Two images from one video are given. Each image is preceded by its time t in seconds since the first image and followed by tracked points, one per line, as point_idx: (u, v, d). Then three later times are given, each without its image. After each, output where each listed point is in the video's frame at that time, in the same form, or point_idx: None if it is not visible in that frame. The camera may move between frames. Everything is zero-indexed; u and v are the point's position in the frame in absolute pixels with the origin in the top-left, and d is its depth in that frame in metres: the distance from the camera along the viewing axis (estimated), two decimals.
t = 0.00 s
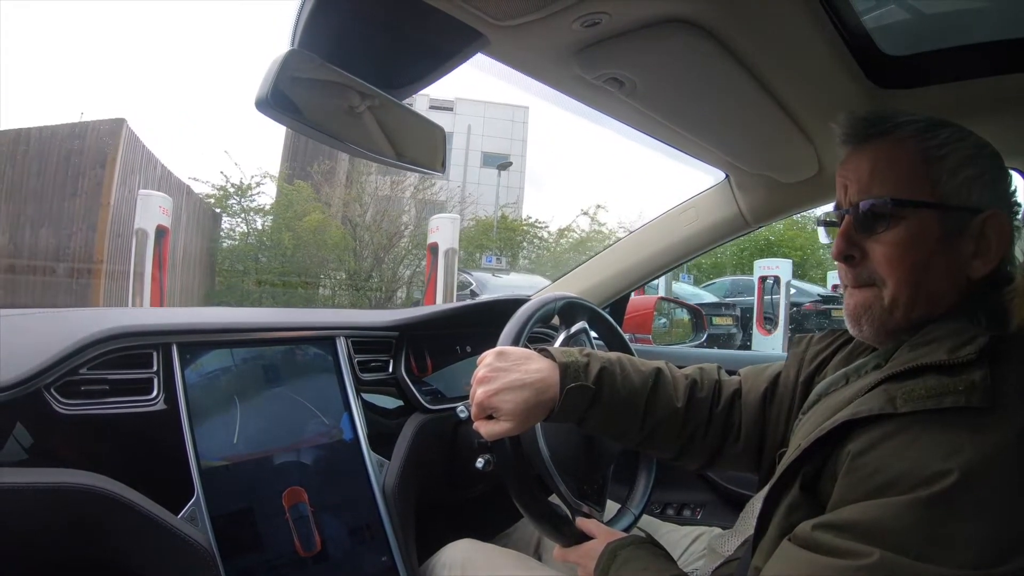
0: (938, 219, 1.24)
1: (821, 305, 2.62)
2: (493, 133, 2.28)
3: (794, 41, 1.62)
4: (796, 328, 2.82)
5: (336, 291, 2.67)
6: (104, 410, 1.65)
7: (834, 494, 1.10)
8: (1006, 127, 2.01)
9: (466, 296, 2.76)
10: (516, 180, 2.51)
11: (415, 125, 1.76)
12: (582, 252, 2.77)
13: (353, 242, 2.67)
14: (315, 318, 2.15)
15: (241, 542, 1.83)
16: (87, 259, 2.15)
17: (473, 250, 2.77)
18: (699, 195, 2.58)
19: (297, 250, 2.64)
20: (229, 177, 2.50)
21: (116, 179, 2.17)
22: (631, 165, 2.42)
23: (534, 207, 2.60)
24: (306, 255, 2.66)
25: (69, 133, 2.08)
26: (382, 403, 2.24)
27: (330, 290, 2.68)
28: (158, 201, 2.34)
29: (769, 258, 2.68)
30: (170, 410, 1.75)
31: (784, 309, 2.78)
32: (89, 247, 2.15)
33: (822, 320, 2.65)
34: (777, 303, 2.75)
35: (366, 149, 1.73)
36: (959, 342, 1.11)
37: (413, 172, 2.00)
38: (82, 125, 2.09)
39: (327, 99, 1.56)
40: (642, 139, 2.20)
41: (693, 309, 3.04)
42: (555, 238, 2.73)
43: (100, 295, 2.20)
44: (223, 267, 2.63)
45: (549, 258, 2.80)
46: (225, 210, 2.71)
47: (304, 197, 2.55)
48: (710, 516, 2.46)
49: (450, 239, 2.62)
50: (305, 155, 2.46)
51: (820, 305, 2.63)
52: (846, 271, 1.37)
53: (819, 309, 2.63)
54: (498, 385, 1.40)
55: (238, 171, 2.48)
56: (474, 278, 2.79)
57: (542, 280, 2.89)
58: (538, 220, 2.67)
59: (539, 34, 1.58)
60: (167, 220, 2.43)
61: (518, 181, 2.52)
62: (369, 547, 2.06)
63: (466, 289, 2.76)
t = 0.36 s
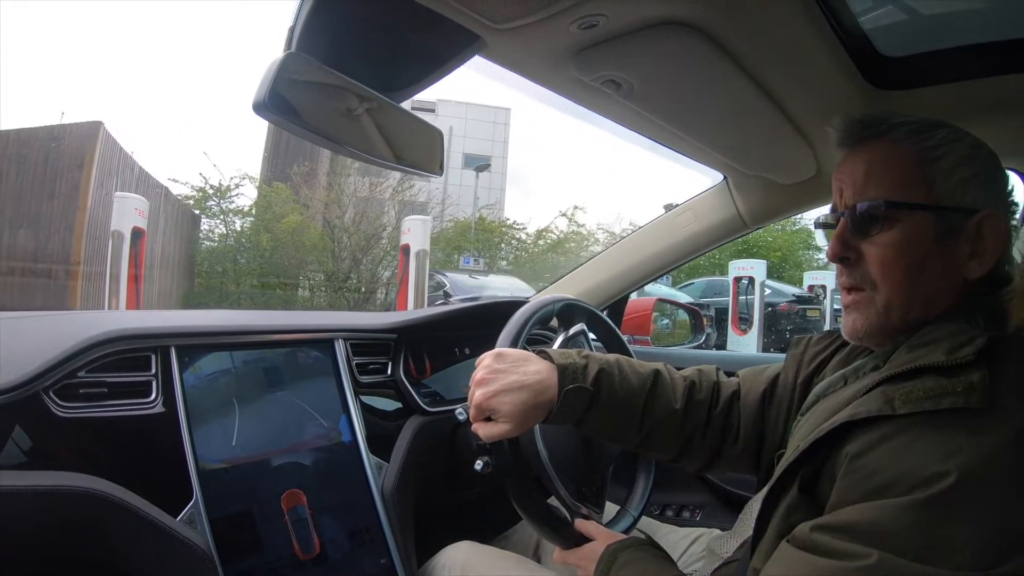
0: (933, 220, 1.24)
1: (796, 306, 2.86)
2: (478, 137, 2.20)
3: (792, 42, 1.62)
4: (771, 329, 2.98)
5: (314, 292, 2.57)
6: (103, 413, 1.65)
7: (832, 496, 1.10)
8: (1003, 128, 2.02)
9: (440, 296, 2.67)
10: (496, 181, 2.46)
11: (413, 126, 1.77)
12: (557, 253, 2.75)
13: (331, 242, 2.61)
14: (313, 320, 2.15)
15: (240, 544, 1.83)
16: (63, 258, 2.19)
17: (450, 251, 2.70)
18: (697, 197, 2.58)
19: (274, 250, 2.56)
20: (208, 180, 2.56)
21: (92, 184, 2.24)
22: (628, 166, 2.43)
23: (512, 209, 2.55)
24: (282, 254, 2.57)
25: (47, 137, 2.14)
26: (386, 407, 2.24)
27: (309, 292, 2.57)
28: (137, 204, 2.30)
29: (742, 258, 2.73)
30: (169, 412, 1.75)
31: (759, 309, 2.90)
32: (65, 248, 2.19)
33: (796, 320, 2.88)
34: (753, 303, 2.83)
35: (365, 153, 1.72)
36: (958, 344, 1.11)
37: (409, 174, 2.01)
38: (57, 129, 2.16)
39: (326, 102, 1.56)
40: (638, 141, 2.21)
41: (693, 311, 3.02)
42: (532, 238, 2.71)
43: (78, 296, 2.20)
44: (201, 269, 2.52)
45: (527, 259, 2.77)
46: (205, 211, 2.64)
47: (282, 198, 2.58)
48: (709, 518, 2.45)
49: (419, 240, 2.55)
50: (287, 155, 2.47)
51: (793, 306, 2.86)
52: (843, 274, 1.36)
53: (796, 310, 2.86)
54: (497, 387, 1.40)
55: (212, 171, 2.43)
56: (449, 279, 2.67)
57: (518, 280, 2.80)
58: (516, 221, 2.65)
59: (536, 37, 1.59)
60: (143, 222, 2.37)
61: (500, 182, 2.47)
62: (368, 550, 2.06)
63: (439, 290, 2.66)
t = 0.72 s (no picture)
0: (909, 222, 1.25)
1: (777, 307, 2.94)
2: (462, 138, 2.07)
3: (792, 44, 1.62)
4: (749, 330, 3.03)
5: (297, 292, 2.54)
6: (106, 414, 1.65)
7: (834, 497, 1.10)
8: (1004, 130, 2.02)
9: (418, 295, 2.71)
10: (483, 183, 2.36)
11: (415, 128, 1.77)
12: (539, 253, 2.70)
13: (314, 243, 2.48)
14: (315, 322, 2.14)
15: (241, 545, 1.84)
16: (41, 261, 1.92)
17: (432, 252, 2.57)
18: (698, 198, 2.59)
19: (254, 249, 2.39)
20: (192, 179, 2.29)
21: (76, 184, 1.93)
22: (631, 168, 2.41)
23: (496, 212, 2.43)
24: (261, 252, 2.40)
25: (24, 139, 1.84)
26: (382, 407, 2.22)
27: (292, 293, 2.53)
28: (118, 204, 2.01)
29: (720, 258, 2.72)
30: (170, 414, 1.75)
31: (738, 310, 2.93)
32: (45, 249, 1.90)
33: (776, 321, 2.97)
34: (731, 302, 2.85)
35: (367, 155, 1.72)
36: (960, 345, 1.12)
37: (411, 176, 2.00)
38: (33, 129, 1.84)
39: (328, 104, 1.57)
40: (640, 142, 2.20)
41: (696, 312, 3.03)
42: (514, 239, 2.63)
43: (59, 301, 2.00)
44: (189, 271, 2.32)
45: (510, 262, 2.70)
46: (188, 211, 2.36)
47: (264, 200, 2.34)
48: (712, 519, 2.45)
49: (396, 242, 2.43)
50: (274, 151, 2.36)
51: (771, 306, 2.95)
52: (831, 275, 1.40)
53: (773, 309, 2.94)
54: (498, 375, 1.41)
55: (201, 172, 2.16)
56: (427, 280, 2.67)
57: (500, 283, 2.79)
58: (498, 223, 2.52)
59: (536, 39, 1.59)
60: (124, 224, 2.08)
61: (486, 183, 2.36)
62: (369, 551, 2.06)
63: (417, 290, 2.68)
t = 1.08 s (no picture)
0: (889, 221, 1.28)
1: (761, 305, 3.04)
2: (455, 137, 2.02)
3: (792, 43, 1.62)
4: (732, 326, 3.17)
5: (283, 291, 2.51)
6: (107, 416, 1.66)
7: (835, 498, 1.10)
8: (1003, 129, 2.01)
9: (402, 294, 2.69)
10: (470, 182, 2.36)
11: (415, 131, 1.77)
12: (525, 252, 2.79)
13: (300, 243, 2.51)
14: (315, 323, 2.15)
15: (242, 545, 1.85)
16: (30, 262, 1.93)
17: (418, 251, 2.67)
18: (695, 199, 2.59)
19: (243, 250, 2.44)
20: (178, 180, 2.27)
21: (61, 187, 1.93)
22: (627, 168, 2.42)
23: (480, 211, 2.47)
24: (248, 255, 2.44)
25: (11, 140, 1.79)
26: (383, 407, 2.22)
27: (278, 293, 2.50)
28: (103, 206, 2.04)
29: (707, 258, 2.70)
30: (170, 415, 1.75)
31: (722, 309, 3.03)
32: (32, 249, 1.91)
33: (761, 318, 3.09)
34: (715, 301, 2.89)
35: (367, 156, 1.72)
36: (961, 346, 1.11)
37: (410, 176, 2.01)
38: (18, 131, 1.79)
39: (329, 106, 1.56)
40: (639, 143, 2.20)
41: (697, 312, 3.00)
42: (500, 239, 2.74)
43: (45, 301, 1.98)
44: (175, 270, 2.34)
45: (496, 261, 2.81)
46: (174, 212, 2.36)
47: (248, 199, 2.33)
48: (712, 519, 2.45)
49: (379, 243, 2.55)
50: (261, 152, 2.24)
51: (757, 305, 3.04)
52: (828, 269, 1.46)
53: (756, 308, 3.05)
54: (513, 316, 1.53)
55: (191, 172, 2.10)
56: (411, 278, 2.69)
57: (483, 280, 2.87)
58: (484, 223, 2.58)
59: (536, 40, 1.59)
60: (110, 224, 2.14)
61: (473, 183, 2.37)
62: (370, 552, 2.07)
63: (402, 290, 2.68)
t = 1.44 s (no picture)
0: (899, 219, 1.27)
1: (750, 303, 3.04)
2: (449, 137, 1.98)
3: (791, 42, 1.61)
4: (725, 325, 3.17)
5: (275, 292, 2.44)
6: (106, 416, 1.66)
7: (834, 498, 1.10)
8: (1002, 127, 2.01)
9: (391, 292, 2.63)
10: (462, 181, 2.32)
11: (413, 130, 1.76)
12: (517, 250, 2.73)
13: (291, 243, 2.42)
14: (313, 323, 2.14)
15: (241, 546, 1.83)
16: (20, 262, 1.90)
17: (409, 250, 2.59)
18: (695, 199, 2.59)
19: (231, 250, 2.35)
20: (169, 178, 2.29)
21: (52, 186, 1.90)
22: (626, 167, 2.41)
23: (473, 211, 2.45)
24: (238, 253, 2.35)
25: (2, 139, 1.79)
26: (383, 407, 2.22)
27: (268, 292, 2.42)
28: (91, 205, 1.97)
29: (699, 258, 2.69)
30: (169, 416, 1.75)
31: (711, 307, 3.00)
32: (22, 249, 1.88)
33: (749, 316, 3.08)
34: (706, 301, 2.88)
35: (366, 155, 1.72)
36: (961, 345, 1.11)
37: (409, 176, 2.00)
38: (7, 130, 1.77)
39: (326, 106, 1.56)
40: (637, 141, 2.20)
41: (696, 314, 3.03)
42: (491, 238, 2.69)
43: (36, 303, 1.93)
44: (166, 272, 2.26)
45: (487, 261, 2.75)
46: (165, 211, 2.33)
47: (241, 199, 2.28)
48: (712, 519, 2.44)
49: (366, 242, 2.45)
50: (253, 150, 2.25)
51: (747, 302, 3.03)
52: (830, 267, 1.46)
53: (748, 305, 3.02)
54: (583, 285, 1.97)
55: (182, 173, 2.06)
56: (401, 277, 2.64)
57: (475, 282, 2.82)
58: (475, 220, 2.55)
59: (535, 39, 1.58)
60: (99, 224, 2.06)
61: (466, 181, 2.33)
62: (370, 552, 2.06)
63: (390, 289, 2.63)
